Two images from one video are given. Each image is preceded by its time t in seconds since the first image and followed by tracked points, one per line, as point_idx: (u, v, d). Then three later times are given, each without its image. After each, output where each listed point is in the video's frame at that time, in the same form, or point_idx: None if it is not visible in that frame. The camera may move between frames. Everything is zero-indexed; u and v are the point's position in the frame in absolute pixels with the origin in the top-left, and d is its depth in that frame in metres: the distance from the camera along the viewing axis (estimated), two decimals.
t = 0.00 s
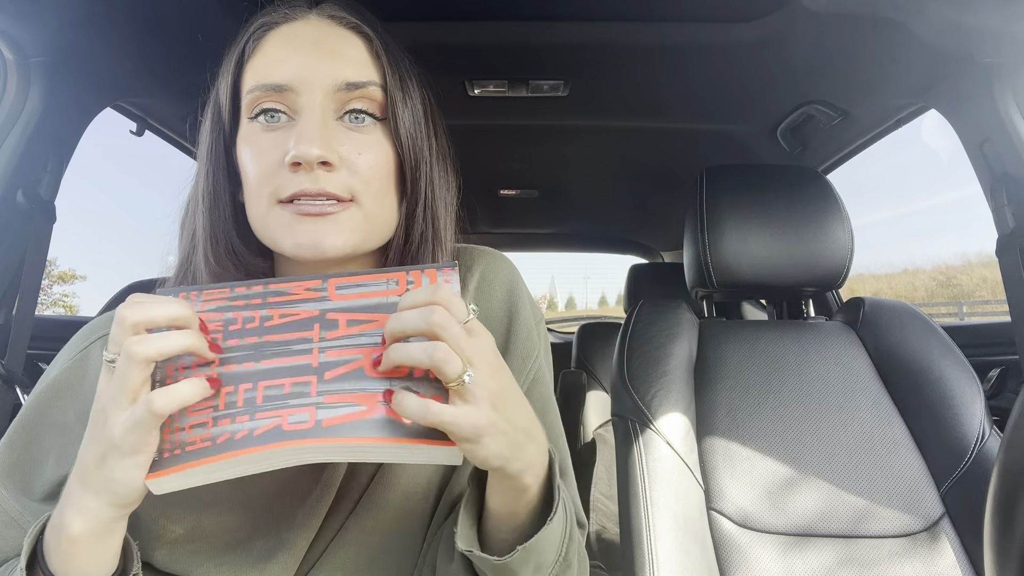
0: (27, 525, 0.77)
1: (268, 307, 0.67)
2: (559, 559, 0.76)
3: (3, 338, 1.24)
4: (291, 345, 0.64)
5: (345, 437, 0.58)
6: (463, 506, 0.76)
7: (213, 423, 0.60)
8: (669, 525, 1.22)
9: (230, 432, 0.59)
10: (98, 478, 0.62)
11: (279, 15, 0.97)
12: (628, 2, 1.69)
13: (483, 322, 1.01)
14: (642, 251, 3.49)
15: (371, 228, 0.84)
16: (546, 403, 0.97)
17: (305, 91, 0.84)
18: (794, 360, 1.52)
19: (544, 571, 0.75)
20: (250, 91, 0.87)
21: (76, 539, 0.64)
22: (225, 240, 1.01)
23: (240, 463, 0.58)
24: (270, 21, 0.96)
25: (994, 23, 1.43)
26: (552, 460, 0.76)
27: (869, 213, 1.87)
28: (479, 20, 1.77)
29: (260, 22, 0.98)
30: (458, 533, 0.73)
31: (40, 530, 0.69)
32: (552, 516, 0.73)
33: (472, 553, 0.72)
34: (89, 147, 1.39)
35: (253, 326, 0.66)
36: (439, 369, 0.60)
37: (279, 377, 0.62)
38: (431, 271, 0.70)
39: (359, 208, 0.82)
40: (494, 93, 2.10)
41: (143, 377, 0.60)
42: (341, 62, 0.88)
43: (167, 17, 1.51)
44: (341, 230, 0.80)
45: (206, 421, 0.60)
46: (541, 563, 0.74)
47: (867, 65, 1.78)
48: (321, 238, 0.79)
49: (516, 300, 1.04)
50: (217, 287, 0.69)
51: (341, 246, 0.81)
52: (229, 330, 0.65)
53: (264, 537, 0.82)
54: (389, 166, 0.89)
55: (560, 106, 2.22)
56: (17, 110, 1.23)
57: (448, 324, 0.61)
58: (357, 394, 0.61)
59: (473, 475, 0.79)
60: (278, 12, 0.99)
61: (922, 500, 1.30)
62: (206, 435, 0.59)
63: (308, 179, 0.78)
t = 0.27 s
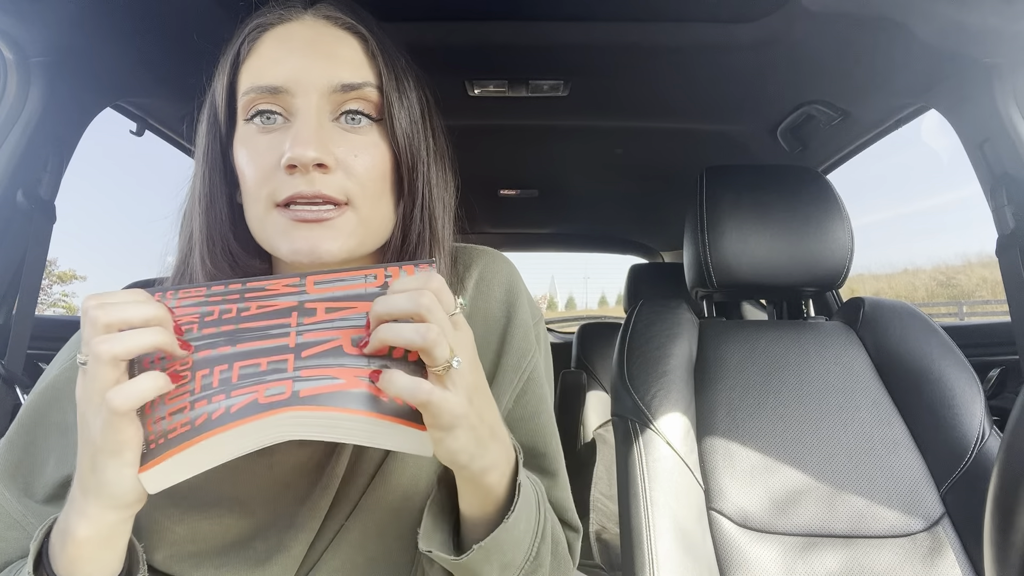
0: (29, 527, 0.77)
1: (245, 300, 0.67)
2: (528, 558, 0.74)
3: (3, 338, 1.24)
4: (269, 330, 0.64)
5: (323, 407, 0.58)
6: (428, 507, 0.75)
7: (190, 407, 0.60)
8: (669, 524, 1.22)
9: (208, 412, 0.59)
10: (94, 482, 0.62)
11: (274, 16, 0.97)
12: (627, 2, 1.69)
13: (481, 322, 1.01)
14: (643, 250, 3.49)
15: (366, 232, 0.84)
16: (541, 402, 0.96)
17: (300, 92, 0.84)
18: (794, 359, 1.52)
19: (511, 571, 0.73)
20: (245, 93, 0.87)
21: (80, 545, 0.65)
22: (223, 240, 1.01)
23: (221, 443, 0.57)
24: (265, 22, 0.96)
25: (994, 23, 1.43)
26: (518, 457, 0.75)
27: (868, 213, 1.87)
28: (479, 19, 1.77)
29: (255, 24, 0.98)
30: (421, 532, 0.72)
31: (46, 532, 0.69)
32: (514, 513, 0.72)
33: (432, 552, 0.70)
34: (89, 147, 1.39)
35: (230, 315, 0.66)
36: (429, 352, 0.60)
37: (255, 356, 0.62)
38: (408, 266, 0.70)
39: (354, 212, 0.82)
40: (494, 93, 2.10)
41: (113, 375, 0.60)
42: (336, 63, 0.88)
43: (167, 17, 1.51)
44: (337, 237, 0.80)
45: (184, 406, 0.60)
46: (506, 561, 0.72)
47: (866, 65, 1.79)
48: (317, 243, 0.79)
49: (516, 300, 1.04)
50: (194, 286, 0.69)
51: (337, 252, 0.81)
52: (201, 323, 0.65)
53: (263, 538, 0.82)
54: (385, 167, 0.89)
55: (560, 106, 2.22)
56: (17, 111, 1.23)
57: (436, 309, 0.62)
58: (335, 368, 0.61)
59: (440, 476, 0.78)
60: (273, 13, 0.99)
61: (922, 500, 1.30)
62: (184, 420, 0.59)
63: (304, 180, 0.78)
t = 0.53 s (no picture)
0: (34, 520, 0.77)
1: (247, 294, 0.68)
2: (522, 555, 0.74)
3: (3, 338, 1.24)
4: (268, 317, 0.64)
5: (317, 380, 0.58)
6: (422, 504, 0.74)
7: (190, 384, 0.60)
8: (669, 524, 1.22)
9: (206, 387, 0.59)
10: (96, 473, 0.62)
11: (273, 16, 0.97)
12: (627, 2, 1.69)
13: (480, 322, 1.01)
14: (643, 251, 3.48)
15: (365, 234, 0.84)
16: (541, 401, 0.96)
17: (298, 92, 0.84)
18: (794, 360, 1.52)
19: (505, 568, 0.73)
20: (244, 94, 0.87)
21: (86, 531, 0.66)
22: (222, 241, 1.01)
23: (219, 417, 0.58)
24: (264, 22, 0.96)
25: (994, 24, 1.43)
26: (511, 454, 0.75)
27: (868, 214, 1.87)
28: (479, 20, 1.77)
29: (254, 24, 0.98)
30: (415, 531, 0.71)
31: (54, 521, 0.69)
32: (507, 509, 0.72)
33: (426, 550, 0.70)
34: (89, 148, 1.39)
35: (231, 306, 0.66)
36: (420, 339, 0.59)
37: (254, 336, 0.62)
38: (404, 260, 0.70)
39: (353, 213, 0.82)
40: (494, 93, 2.10)
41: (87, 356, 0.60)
42: (335, 63, 0.88)
43: (166, 17, 1.51)
44: (337, 239, 0.80)
45: (184, 384, 0.60)
46: (501, 558, 0.72)
47: (865, 64, 1.79)
48: (316, 246, 0.79)
49: (516, 300, 1.04)
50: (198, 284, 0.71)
51: (336, 256, 0.81)
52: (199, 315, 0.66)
53: (263, 536, 0.82)
54: (385, 167, 0.89)
55: (560, 106, 2.22)
56: (17, 111, 1.23)
57: (427, 296, 0.62)
58: (332, 344, 0.61)
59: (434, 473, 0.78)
60: (272, 13, 0.99)
61: (922, 500, 1.30)
62: (184, 397, 0.59)
63: (303, 181, 0.78)
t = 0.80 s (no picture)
0: (35, 517, 0.77)
1: (231, 296, 0.66)
2: (510, 552, 0.74)
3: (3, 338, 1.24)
4: (257, 323, 0.64)
5: (319, 392, 0.59)
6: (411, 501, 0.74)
7: (181, 398, 0.60)
8: (669, 525, 1.22)
9: (199, 403, 0.59)
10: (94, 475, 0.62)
11: (271, 16, 0.97)
12: (626, 2, 1.69)
13: (478, 322, 1.01)
14: (643, 251, 3.48)
15: (363, 234, 0.84)
16: (538, 402, 0.96)
17: (297, 93, 0.84)
18: (794, 359, 1.52)
19: (493, 566, 0.72)
20: (243, 94, 0.87)
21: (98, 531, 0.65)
22: (220, 241, 1.01)
23: (214, 433, 0.58)
24: (262, 23, 0.97)
25: (993, 24, 1.43)
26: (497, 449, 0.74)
27: (868, 213, 1.87)
28: (479, 20, 1.77)
29: (252, 25, 0.98)
30: (403, 528, 0.71)
31: (58, 519, 0.69)
32: (492, 506, 0.71)
33: (413, 547, 0.70)
34: (89, 148, 1.39)
35: (218, 311, 0.65)
36: (422, 342, 0.60)
37: (245, 346, 0.62)
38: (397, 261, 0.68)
39: (351, 213, 0.82)
40: (494, 93, 2.10)
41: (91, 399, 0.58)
42: (334, 63, 0.88)
43: (166, 17, 1.51)
44: (335, 238, 0.80)
45: (174, 399, 0.60)
46: (489, 556, 0.72)
47: (865, 64, 1.79)
48: (314, 245, 0.79)
49: (513, 300, 1.04)
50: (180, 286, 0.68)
51: (335, 255, 0.80)
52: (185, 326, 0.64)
53: (262, 535, 0.82)
54: (383, 166, 0.89)
55: (560, 107, 2.22)
56: (18, 111, 1.23)
57: (428, 297, 0.61)
58: (327, 354, 0.61)
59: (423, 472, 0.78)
60: (270, 14, 0.99)
61: (922, 500, 1.30)
62: (175, 411, 0.59)
63: (302, 180, 0.78)
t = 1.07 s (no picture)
0: (35, 520, 0.78)
1: (236, 307, 0.66)
2: (510, 558, 0.74)
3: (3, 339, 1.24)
4: (264, 341, 0.63)
5: (326, 425, 0.57)
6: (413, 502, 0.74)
7: (186, 425, 0.58)
8: (670, 525, 1.22)
9: (205, 431, 0.57)
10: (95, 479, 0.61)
11: (274, 16, 0.98)
12: (627, 3, 1.69)
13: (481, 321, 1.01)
14: (642, 251, 3.48)
15: (365, 232, 0.84)
16: (539, 402, 0.95)
17: (300, 92, 0.84)
18: (794, 359, 1.52)
19: (491, 571, 0.72)
20: (247, 93, 0.87)
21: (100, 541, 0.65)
22: (222, 239, 1.01)
23: (223, 462, 0.57)
24: (266, 22, 0.97)
25: (994, 24, 1.43)
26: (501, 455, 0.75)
27: (868, 214, 1.87)
28: (479, 20, 1.77)
29: (256, 24, 0.98)
30: (403, 529, 0.71)
31: (56, 527, 0.70)
32: (493, 512, 0.71)
33: (412, 548, 0.69)
34: (88, 147, 1.39)
35: (221, 326, 0.64)
36: (446, 375, 0.60)
37: (252, 370, 0.61)
38: (403, 269, 0.69)
39: (354, 211, 0.82)
40: (494, 93, 2.10)
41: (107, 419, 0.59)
42: (337, 63, 0.88)
43: (167, 17, 1.51)
44: (335, 235, 0.80)
45: (179, 425, 0.58)
46: (488, 561, 0.72)
47: (866, 64, 1.79)
48: (315, 242, 0.79)
49: (515, 300, 1.04)
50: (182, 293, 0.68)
51: (336, 251, 0.80)
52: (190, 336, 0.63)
53: (264, 535, 0.82)
54: (385, 166, 0.89)
55: (560, 107, 2.22)
56: (17, 112, 1.23)
57: (455, 329, 0.63)
58: (338, 382, 0.60)
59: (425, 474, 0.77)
60: (274, 14, 0.99)
61: (921, 501, 1.30)
62: (181, 439, 0.58)
63: (304, 179, 0.78)
